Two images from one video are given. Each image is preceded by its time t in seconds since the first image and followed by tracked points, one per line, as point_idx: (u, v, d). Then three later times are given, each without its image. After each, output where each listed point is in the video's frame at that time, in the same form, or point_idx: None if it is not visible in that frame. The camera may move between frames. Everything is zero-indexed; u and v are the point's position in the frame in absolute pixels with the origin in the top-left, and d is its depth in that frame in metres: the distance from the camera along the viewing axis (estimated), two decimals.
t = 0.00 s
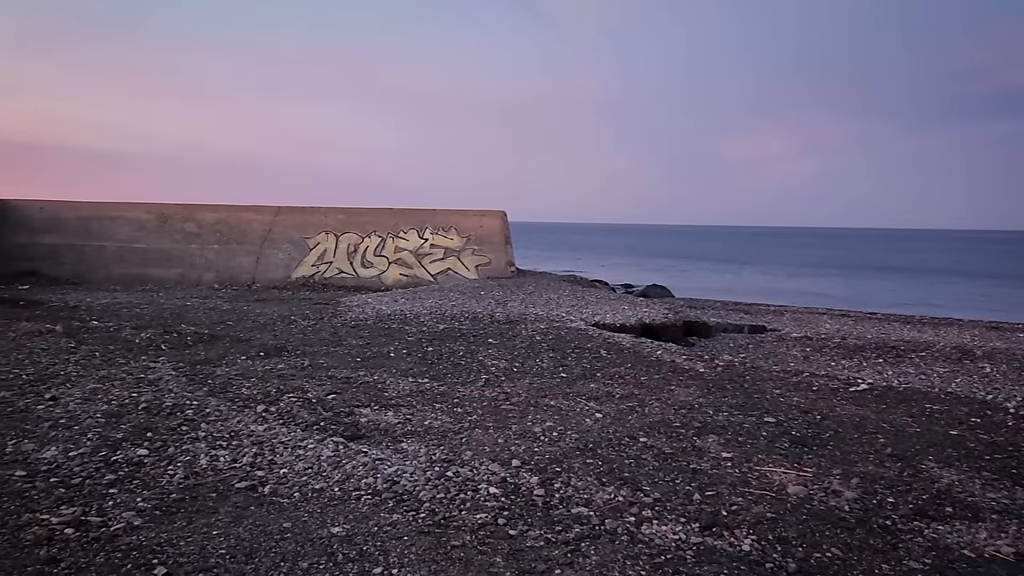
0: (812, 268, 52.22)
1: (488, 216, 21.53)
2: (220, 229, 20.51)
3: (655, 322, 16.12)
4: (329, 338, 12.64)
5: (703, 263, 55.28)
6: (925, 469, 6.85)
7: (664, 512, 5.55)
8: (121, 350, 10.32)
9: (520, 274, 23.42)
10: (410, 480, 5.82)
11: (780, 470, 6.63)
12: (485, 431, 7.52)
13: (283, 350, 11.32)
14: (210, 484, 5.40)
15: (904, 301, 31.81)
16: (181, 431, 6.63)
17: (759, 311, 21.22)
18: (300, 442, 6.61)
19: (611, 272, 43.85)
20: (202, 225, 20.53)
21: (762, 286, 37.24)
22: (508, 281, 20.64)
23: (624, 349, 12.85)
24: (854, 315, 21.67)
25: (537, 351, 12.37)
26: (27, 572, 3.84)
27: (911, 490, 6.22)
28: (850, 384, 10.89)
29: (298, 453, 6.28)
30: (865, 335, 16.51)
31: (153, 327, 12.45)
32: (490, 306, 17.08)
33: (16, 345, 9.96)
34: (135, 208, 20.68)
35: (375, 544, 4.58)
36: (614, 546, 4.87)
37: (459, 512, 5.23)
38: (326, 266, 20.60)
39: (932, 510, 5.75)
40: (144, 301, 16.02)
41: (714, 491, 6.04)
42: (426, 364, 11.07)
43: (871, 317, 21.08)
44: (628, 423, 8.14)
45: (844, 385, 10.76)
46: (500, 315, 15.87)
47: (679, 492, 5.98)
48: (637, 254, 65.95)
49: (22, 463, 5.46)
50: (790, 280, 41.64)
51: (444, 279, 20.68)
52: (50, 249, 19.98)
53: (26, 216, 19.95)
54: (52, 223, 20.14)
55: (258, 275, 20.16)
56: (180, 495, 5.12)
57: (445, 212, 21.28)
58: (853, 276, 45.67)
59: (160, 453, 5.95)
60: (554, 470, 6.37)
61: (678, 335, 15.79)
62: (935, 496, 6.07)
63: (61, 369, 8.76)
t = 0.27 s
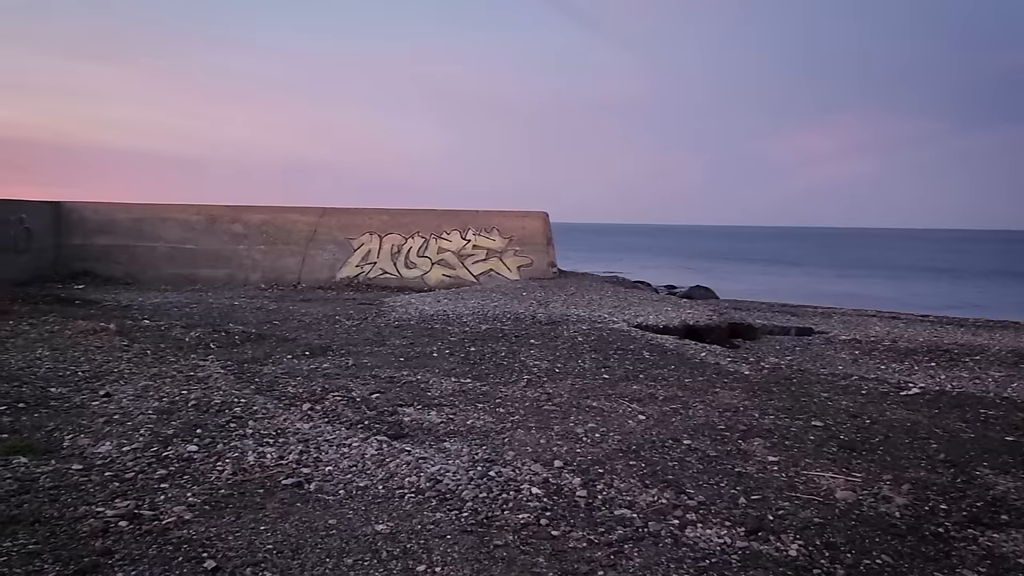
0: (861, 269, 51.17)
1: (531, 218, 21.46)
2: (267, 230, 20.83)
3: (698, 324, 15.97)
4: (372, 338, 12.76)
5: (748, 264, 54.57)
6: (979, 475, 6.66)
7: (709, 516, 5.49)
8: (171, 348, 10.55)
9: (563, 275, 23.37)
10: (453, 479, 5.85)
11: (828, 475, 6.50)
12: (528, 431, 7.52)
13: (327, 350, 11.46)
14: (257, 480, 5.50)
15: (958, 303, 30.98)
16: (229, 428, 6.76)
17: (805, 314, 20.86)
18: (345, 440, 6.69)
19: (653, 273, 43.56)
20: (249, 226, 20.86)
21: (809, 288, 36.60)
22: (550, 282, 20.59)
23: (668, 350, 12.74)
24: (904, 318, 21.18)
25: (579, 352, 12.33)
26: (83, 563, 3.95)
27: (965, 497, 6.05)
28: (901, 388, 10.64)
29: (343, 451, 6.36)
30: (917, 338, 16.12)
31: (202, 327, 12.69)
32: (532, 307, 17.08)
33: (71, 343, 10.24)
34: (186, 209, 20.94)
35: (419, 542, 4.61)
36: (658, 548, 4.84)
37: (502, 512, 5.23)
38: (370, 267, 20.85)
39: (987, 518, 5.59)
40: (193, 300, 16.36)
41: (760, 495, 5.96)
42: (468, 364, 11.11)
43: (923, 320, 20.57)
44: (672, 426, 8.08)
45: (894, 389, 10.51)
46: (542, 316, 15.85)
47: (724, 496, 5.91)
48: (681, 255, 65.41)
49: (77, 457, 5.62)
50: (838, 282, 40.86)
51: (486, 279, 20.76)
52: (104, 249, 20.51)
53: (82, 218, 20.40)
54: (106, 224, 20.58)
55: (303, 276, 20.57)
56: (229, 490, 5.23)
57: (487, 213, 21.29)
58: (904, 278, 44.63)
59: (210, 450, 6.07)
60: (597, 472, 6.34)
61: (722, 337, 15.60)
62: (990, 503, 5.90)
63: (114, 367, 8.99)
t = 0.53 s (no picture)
0: (911, 270, 50.02)
1: (572, 218, 21.29)
2: (311, 230, 21.10)
3: (742, 325, 15.76)
4: (414, 338, 12.85)
5: (793, 264, 53.74)
6: None
7: (754, 519, 5.42)
8: (218, 347, 10.75)
9: (604, 275, 23.25)
10: (495, 478, 5.87)
11: (876, 479, 6.37)
12: (569, 432, 7.50)
13: (370, 349, 11.58)
14: (302, 476, 5.58)
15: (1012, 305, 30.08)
16: (275, 425, 6.87)
17: (852, 315, 20.47)
18: (387, 438, 6.74)
19: (695, 273, 43.18)
20: (294, 226, 21.14)
21: (857, 289, 35.89)
22: (591, 282, 20.50)
23: (711, 351, 12.61)
24: (955, 319, 20.64)
25: (621, 353, 12.26)
26: (136, 555, 4.05)
27: (1020, 504, 5.87)
28: (952, 391, 10.37)
29: (386, 449, 6.42)
30: (969, 340, 15.70)
31: (248, 325, 12.93)
32: (573, 307, 17.04)
33: (122, 341, 10.50)
34: (232, 209, 21.35)
35: (461, 541, 4.63)
36: (701, 551, 4.79)
37: (544, 512, 5.23)
38: (412, 266, 21.01)
39: None
40: (240, 299, 16.66)
41: (806, 498, 5.86)
42: (509, 364, 11.13)
43: (976, 322, 20.02)
44: (715, 427, 7.99)
45: (946, 393, 10.25)
46: (583, 316, 15.80)
47: (769, 499, 5.84)
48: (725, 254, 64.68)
49: (129, 452, 5.76)
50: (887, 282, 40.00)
51: (527, 279, 20.77)
52: (154, 249, 20.99)
53: (133, 219, 20.92)
54: (155, 224, 21.07)
55: (347, 276, 20.88)
56: (275, 486, 5.31)
57: (528, 214, 21.22)
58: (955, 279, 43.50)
59: (256, 446, 6.18)
60: (639, 473, 6.30)
61: (766, 338, 15.37)
62: None
63: (164, 364, 9.19)
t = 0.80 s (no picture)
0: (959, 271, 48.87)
1: (610, 218, 21.20)
2: (350, 230, 21.30)
3: (783, 327, 15.55)
4: (452, 338, 12.91)
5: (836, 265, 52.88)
6: None
7: (796, 523, 5.34)
8: (260, 346, 10.91)
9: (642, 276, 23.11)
10: (533, 479, 5.87)
11: (922, 484, 6.24)
12: (607, 433, 7.47)
13: (409, 348, 11.66)
14: (343, 475, 5.64)
15: None
16: (315, 423, 6.95)
17: (897, 317, 20.07)
18: (426, 437, 6.78)
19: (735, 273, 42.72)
20: (334, 227, 21.36)
21: (902, 290, 35.19)
22: (629, 283, 20.37)
23: (751, 353, 12.46)
24: (1005, 322, 20.11)
25: (659, 354, 12.18)
26: (181, 549, 4.12)
27: None
28: (1001, 396, 10.11)
29: (425, 448, 6.46)
30: (1020, 344, 15.29)
31: (290, 324, 13.11)
32: (611, 308, 16.97)
33: (168, 339, 10.71)
34: (273, 210, 21.65)
35: (499, 540, 4.64)
36: (742, 555, 4.74)
37: (582, 513, 5.22)
38: (450, 267, 21.12)
39: None
40: (281, 299, 16.89)
41: (850, 503, 5.76)
42: (547, 364, 11.13)
43: None
44: (756, 430, 7.90)
45: (995, 397, 10.00)
46: (622, 317, 15.72)
47: (811, 504, 5.75)
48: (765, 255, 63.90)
49: (174, 449, 5.87)
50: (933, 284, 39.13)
51: (565, 280, 20.74)
52: (197, 250, 21.39)
53: (178, 220, 21.34)
54: (199, 225, 21.47)
55: (385, 276, 21.04)
56: (316, 484, 5.37)
57: (566, 214, 21.20)
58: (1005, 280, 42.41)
59: (297, 444, 6.26)
60: (678, 475, 6.26)
61: (808, 341, 15.15)
62: None
63: (208, 362, 9.36)
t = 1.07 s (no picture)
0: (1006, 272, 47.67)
1: (646, 218, 21.03)
2: (387, 231, 21.45)
3: (823, 329, 15.31)
4: (488, 338, 12.94)
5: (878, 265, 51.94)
6: None
7: (836, 528, 5.26)
8: (299, 345, 11.04)
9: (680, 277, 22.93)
10: (569, 480, 5.85)
11: (968, 491, 6.10)
12: (643, 435, 7.43)
13: (445, 349, 11.71)
14: (380, 473, 5.68)
15: None
16: (352, 422, 7.01)
17: (942, 319, 19.63)
18: (462, 437, 6.80)
19: (773, 274, 42.20)
20: (371, 228, 21.53)
21: (946, 292, 34.42)
22: (666, 283, 20.22)
23: (790, 355, 12.29)
24: None
25: (696, 356, 12.07)
26: (222, 545, 4.19)
27: None
28: None
29: (461, 448, 6.48)
30: None
31: (327, 324, 13.24)
32: (647, 309, 16.86)
33: (209, 338, 10.89)
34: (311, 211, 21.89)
35: (535, 541, 4.63)
36: (782, 560, 4.67)
37: (619, 515, 5.19)
38: (486, 267, 21.17)
39: None
40: (319, 299, 17.07)
41: (892, 509, 5.66)
42: (583, 365, 11.09)
43: None
44: (795, 433, 7.80)
45: None
46: (658, 318, 15.61)
47: (852, 509, 5.65)
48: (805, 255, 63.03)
49: (215, 446, 5.97)
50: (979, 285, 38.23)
51: (600, 281, 20.66)
52: (237, 251, 21.73)
53: (218, 221, 21.70)
54: (239, 226, 21.79)
55: (422, 276, 21.18)
56: (353, 483, 5.42)
57: (602, 215, 21.10)
58: None
59: (335, 443, 6.32)
60: (716, 478, 6.19)
61: (849, 343, 14.90)
62: None
63: (247, 361, 9.50)
